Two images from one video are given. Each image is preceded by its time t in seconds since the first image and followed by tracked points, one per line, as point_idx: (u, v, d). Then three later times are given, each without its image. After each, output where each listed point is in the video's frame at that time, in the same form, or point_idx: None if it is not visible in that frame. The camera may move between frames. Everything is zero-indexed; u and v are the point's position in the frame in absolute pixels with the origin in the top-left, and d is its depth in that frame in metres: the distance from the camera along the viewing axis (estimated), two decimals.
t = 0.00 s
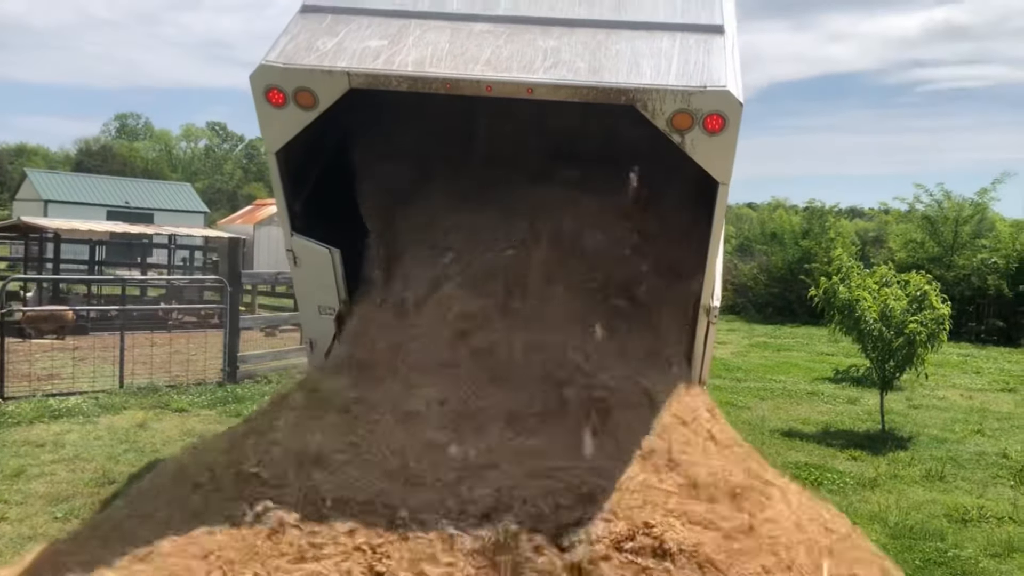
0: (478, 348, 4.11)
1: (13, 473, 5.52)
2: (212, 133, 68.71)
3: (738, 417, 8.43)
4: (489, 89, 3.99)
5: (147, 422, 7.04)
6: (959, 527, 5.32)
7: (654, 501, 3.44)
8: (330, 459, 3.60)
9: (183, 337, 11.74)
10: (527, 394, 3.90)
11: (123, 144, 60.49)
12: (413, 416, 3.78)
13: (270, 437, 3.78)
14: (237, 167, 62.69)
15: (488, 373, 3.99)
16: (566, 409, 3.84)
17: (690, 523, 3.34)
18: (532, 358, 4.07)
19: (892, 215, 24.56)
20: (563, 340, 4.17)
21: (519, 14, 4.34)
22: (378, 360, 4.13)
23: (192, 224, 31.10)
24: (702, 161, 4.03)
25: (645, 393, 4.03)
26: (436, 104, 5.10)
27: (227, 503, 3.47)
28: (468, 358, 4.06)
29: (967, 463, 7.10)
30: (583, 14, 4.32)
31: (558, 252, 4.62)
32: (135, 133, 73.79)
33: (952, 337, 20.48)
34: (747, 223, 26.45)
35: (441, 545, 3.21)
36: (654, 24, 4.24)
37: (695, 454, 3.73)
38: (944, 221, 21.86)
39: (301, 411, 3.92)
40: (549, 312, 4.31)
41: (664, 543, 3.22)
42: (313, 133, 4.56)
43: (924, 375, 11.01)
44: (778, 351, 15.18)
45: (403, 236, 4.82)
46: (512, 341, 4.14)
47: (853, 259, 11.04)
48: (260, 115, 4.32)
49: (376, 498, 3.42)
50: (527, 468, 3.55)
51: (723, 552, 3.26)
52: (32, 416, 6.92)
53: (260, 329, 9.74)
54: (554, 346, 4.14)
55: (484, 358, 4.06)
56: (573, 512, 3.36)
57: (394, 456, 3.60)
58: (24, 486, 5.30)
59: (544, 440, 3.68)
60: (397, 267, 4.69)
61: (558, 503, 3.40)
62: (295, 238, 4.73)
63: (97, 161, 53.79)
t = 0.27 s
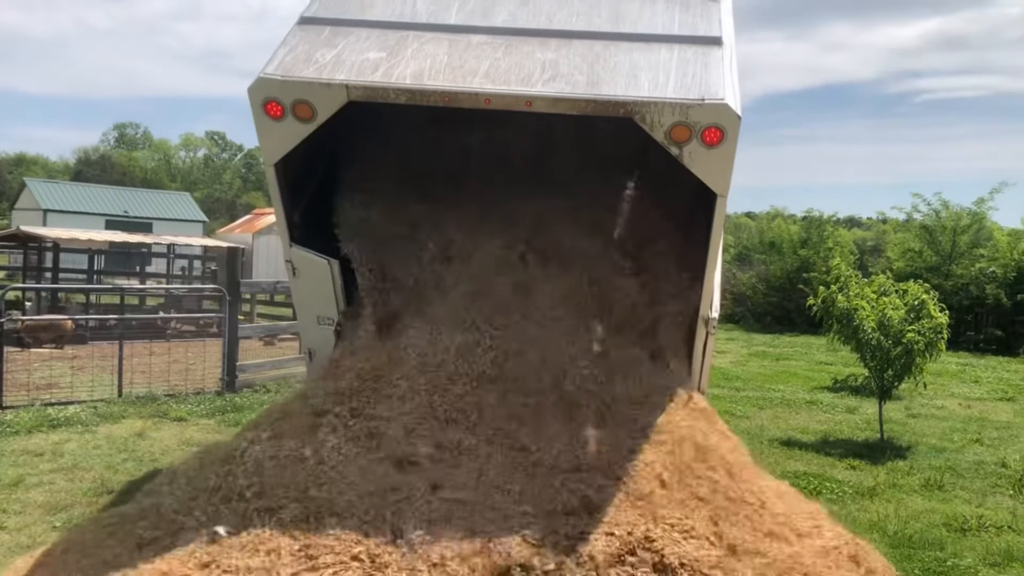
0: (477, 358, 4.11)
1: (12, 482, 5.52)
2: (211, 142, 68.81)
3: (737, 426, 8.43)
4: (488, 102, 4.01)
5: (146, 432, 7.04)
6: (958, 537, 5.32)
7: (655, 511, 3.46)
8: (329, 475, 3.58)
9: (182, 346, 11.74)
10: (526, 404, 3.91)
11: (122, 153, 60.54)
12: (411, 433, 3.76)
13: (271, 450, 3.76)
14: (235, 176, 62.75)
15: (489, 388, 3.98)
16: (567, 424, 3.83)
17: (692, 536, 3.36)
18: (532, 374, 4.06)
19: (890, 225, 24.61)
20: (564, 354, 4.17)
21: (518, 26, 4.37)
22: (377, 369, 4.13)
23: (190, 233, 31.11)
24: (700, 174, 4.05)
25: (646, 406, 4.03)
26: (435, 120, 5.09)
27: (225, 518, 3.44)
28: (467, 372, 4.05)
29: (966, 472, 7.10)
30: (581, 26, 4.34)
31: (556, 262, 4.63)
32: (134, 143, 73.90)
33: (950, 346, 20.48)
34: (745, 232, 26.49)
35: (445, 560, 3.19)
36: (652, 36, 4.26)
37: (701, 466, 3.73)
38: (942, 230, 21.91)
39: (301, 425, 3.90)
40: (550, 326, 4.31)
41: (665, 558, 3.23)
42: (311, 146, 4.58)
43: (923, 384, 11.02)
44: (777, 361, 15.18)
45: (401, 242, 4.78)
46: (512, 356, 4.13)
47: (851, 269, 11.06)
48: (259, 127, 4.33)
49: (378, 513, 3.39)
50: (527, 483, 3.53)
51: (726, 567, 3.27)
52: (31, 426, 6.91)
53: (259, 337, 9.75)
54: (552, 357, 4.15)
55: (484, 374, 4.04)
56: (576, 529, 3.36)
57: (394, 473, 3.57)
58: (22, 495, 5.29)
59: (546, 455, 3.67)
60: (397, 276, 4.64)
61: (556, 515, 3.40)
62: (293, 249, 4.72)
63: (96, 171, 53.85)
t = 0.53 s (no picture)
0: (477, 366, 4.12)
1: (12, 490, 5.52)
2: (212, 150, 68.91)
3: (738, 433, 8.42)
4: (488, 112, 4.03)
5: (146, 439, 7.03)
6: (960, 543, 5.31)
7: (656, 517, 3.46)
8: (328, 485, 3.56)
9: (183, 353, 11.74)
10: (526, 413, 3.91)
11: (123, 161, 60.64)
12: (410, 442, 3.75)
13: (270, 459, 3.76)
14: (237, 184, 62.83)
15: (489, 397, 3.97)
16: (567, 433, 3.83)
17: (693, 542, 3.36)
18: (532, 383, 4.06)
19: (891, 231, 24.62)
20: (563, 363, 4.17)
21: (518, 35, 4.39)
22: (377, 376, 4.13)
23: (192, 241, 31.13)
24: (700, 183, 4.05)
25: (646, 415, 4.03)
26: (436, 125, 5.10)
27: (225, 527, 3.43)
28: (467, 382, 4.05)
29: (968, 478, 7.10)
30: (581, 36, 4.35)
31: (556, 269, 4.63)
32: (135, 151, 73.97)
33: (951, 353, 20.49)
34: (746, 239, 26.50)
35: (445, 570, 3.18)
36: (652, 45, 4.26)
37: (701, 471, 3.74)
38: (943, 237, 21.91)
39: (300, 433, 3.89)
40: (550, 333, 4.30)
41: (666, 565, 3.23)
42: (311, 155, 4.58)
43: (924, 391, 11.01)
44: (778, 368, 15.18)
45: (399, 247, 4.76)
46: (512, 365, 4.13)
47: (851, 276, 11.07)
48: (258, 138, 4.32)
49: (377, 522, 3.38)
50: (526, 494, 3.52)
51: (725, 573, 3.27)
52: (32, 433, 6.91)
53: (260, 345, 9.75)
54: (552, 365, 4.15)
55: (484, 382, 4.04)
56: (575, 539, 3.35)
57: (393, 482, 3.56)
58: (23, 502, 5.29)
59: (545, 465, 3.66)
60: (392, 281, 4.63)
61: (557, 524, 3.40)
62: (295, 257, 4.69)
63: (97, 179, 53.91)
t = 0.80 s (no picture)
0: (481, 368, 4.12)
1: (18, 496, 5.53)
2: (215, 155, 69.06)
3: (742, 435, 8.41)
4: (489, 119, 4.02)
5: (151, 444, 7.05)
6: (965, 544, 5.31)
7: (662, 518, 3.47)
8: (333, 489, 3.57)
9: (187, 359, 11.75)
10: (531, 414, 3.92)
11: (127, 167, 60.75)
12: (414, 446, 3.75)
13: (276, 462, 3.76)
14: (240, 189, 62.92)
15: (493, 400, 3.97)
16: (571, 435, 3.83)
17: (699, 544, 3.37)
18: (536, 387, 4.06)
19: (894, 233, 24.59)
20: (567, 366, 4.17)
21: (519, 40, 4.40)
22: (381, 376, 4.13)
23: (195, 246, 31.17)
24: (703, 189, 4.05)
25: (650, 417, 4.03)
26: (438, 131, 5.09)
27: (230, 532, 3.43)
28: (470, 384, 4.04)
29: (973, 480, 7.08)
30: (582, 41, 4.36)
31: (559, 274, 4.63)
32: (138, 157, 74.13)
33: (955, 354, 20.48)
34: (749, 242, 26.49)
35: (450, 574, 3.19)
36: (654, 50, 4.27)
37: (709, 472, 3.74)
38: (946, 238, 21.88)
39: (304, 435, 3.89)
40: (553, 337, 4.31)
41: (671, 567, 3.24)
42: (314, 163, 4.57)
43: (928, 392, 11.00)
44: (782, 369, 15.16)
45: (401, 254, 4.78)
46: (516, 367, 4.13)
47: (855, 277, 11.06)
48: (260, 146, 4.31)
49: (382, 526, 3.38)
50: (531, 497, 3.52)
51: None
52: (37, 439, 6.92)
53: (264, 350, 9.76)
54: (560, 367, 4.15)
55: (487, 385, 4.03)
56: (580, 543, 3.35)
57: (398, 486, 3.56)
58: (28, 508, 5.30)
59: (550, 468, 3.66)
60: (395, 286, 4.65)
61: (562, 528, 3.41)
62: (297, 264, 4.72)
63: (100, 184, 54.03)
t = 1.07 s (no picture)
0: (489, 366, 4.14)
1: (29, 498, 5.56)
2: (220, 156, 69.19)
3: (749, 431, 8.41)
4: (493, 122, 4.02)
5: (160, 445, 7.07)
6: (974, 538, 5.30)
7: (670, 513, 3.48)
8: (342, 489, 3.57)
9: (194, 360, 11.79)
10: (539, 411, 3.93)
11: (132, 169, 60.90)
12: (422, 445, 3.76)
13: (284, 462, 3.77)
14: (245, 190, 63.03)
15: (500, 400, 3.97)
16: (578, 434, 3.83)
17: (709, 541, 3.38)
18: (543, 386, 4.06)
19: (900, 227, 24.54)
20: (574, 365, 4.18)
21: (522, 41, 4.40)
22: (389, 376, 4.15)
23: (201, 247, 31.25)
24: (707, 189, 4.05)
25: (657, 415, 4.03)
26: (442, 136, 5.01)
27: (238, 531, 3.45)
28: (477, 383, 4.04)
29: (982, 473, 7.07)
30: (585, 41, 4.36)
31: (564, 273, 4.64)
32: (143, 159, 74.29)
33: (963, 347, 20.44)
34: (755, 237, 26.47)
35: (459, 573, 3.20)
36: (656, 49, 4.27)
37: (719, 468, 3.75)
38: (953, 231, 21.84)
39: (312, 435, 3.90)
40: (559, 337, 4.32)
41: (680, 564, 3.25)
42: (318, 168, 4.56)
43: (936, 386, 10.99)
44: (789, 364, 15.16)
45: (406, 258, 4.82)
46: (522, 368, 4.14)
47: (861, 272, 11.05)
48: (265, 151, 4.32)
49: (391, 525, 3.40)
50: (539, 496, 3.53)
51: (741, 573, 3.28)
52: (46, 441, 6.96)
53: (271, 350, 9.79)
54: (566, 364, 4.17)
55: (494, 385, 4.03)
56: (588, 541, 3.35)
57: (406, 485, 3.57)
58: (39, 510, 5.33)
59: (557, 465, 3.67)
60: (401, 287, 4.67)
61: (570, 524, 3.42)
62: (303, 268, 4.67)
63: (106, 186, 54.16)
